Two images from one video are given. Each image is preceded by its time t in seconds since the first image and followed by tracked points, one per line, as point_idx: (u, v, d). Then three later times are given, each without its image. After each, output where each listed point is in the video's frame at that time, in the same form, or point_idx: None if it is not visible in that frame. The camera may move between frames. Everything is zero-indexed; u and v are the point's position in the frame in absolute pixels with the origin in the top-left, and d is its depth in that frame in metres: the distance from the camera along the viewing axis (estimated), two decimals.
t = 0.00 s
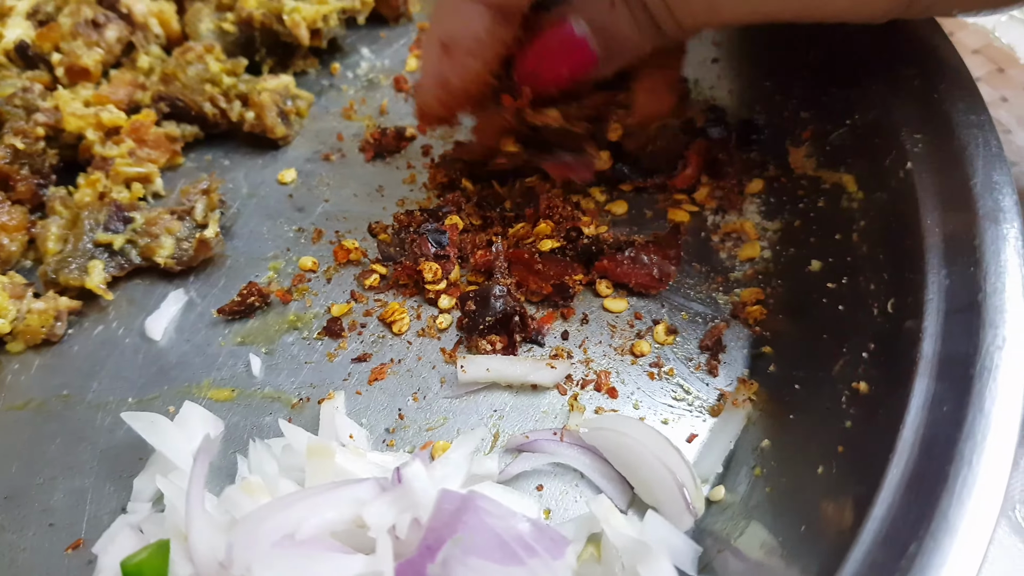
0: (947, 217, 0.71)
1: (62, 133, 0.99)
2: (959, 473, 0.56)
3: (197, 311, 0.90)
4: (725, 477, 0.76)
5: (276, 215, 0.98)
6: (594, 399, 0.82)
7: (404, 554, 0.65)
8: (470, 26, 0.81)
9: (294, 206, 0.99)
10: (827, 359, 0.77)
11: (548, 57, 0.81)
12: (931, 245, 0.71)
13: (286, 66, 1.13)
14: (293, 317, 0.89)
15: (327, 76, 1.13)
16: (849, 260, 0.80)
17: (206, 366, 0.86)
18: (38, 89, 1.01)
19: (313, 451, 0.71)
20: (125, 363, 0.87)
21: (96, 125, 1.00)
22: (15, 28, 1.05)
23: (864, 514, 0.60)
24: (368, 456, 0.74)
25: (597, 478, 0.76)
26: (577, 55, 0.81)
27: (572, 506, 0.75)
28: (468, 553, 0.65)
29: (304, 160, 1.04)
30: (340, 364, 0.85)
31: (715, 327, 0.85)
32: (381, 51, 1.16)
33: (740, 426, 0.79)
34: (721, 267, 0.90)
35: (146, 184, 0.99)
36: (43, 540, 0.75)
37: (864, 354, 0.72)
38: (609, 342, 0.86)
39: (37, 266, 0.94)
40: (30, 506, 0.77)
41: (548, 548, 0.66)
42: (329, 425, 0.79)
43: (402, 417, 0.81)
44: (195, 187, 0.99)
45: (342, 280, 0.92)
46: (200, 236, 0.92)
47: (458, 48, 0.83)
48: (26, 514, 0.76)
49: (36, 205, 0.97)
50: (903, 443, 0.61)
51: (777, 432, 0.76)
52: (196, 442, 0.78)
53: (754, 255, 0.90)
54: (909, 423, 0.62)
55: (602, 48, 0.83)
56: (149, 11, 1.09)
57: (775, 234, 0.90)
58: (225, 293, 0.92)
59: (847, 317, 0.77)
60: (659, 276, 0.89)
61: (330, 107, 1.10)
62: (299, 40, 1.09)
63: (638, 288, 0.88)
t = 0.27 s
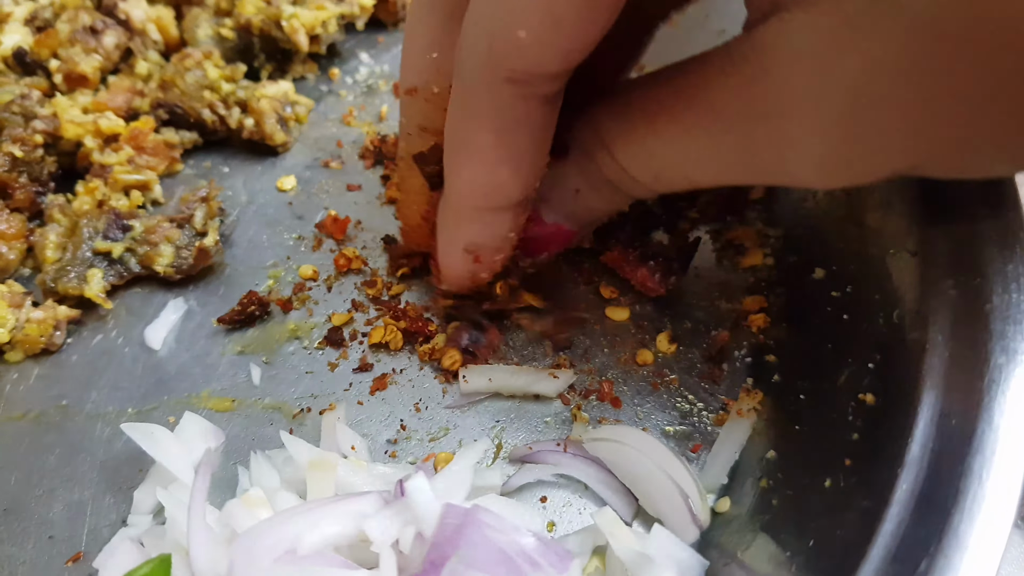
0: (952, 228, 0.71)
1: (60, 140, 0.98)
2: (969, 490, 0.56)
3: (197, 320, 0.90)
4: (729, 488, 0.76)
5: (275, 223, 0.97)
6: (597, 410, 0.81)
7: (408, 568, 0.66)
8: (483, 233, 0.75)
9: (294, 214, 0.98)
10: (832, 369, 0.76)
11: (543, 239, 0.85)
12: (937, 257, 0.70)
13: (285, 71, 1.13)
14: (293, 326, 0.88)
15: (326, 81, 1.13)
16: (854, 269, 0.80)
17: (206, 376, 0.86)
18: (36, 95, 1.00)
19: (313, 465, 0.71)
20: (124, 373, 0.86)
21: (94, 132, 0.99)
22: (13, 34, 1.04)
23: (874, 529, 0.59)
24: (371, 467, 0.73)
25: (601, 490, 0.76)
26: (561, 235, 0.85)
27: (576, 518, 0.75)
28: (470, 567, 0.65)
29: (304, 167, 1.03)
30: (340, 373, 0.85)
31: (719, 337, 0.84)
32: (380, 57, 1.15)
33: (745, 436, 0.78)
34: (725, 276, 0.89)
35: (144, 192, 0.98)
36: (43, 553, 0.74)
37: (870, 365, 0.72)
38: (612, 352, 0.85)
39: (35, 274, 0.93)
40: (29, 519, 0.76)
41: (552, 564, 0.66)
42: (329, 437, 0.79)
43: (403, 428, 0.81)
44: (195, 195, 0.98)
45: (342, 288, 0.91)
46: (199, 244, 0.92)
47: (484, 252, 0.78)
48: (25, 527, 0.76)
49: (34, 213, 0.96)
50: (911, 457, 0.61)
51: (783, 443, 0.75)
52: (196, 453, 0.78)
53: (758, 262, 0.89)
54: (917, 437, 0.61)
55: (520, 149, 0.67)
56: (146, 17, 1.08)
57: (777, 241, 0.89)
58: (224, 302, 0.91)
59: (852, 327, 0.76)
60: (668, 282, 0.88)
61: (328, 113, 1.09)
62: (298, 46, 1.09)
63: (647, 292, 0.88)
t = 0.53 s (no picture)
0: (919, 220, 0.72)
1: (59, 142, 1.01)
2: (924, 471, 0.58)
3: (191, 315, 0.92)
4: (704, 475, 0.78)
5: (268, 221, 1.00)
6: (578, 400, 0.83)
7: (388, 551, 0.68)
8: (394, 131, 0.80)
9: (286, 212, 1.01)
10: (804, 357, 0.78)
11: (506, 155, 0.81)
12: (904, 248, 0.72)
13: (278, 74, 1.15)
14: (283, 320, 0.91)
15: (319, 83, 1.15)
16: (826, 262, 0.81)
17: (198, 369, 0.88)
18: (36, 99, 1.03)
19: (299, 453, 0.73)
20: (120, 367, 0.89)
21: (92, 134, 1.02)
22: (15, 39, 1.07)
23: (834, 511, 0.61)
24: (356, 455, 0.76)
25: (580, 477, 0.78)
26: (529, 150, 0.80)
27: (555, 504, 0.77)
28: (449, 549, 0.67)
29: (296, 166, 1.06)
30: (329, 366, 0.87)
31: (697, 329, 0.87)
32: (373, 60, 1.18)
33: (720, 425, 0.81)
34: (703, 270, 0.91)
35: (141, 192, 1.01)
36: (40, 539, 0.77)
37: (839, 354, 0.74)
38: (592, 344, 0.87)
39: (35, 272, 0.96)
40: (28, 507, 0.79)
41: (528, 545, 0.68)
42: (317, 426, 0.81)
43: (389, 418, 0.83)
44: (190, 194, 1.01)
45: (332, 284, 0.94)
46: (193, 241, 0.94)
47: (380, 152, 0.81)
48: (23, 514, 0.78)
49: (34, 212, 0.99)
50: (872, 442, 0.63)
51: (756, 431, 0.78)
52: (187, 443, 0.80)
53: (737, 257, 0.91)
54: (879, 422, 0.63)
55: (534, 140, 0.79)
56: (143, 22, 1.11)
57: (755, 237, 0.91)
58: (218, 297, 0.94)
59: (824, 318, 0.79)
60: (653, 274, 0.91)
61: (321, 114, 1.12)
62: (291, 49, 1.11)
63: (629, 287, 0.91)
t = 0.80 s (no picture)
0: (950, 222, 0.70)
1: (62, 138, 0.99)
2: (964, 481, 0.56)
3: (198, 317, 0.90)
4: (727, 481, 0.76)
5: (276, 221, 0.98)
6: (595, 405, 0.82)
7: (404, 561, 0.66)
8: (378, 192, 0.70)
9: (295, 212, 0.99)
10: (830, 359, 0.76)
11: (470, 261, 0.81)
12: (934, 250, 0.70)
13: (286, 69, 1.13)
14: (294, 323, 0.89)
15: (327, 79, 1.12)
16: (851, 263, 0.80)
17: (207, 373, 0.86)
18: (39, 95, 1.01)
19: (315, 458, 0.71)
20: (126, 369, 0.87)
21: (96, 130, 1.00)
22: (16, 33, 1.06)
23: (868, 521, 0.59)
24: (371, 462, 0.74)
25: (599, 484, 0.76)
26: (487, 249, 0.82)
27: (573, 512, 0.75)
28: (467, 559, 0.65)
29: (304, 164, 1.04)
30: (340, 369, 0.85)
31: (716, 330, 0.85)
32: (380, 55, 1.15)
33: (742, 430, 0.79)
34: (721, 268, 0.90)
35: (147, 190, 0.99)
36: (45, 547, 0.75)
37: (867, 358, 0.72)
38: (610, 347, 0.85)
39: (39, 271, 0.94)
40: (33, 514, 0.77)
41: (549, 554, 0.66)
42: (329, 430, 0.79)
43: (403, 423, 0.81)
44: (196, 193, 0.99)
45: (341, 285, 0.92)
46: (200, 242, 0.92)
47: (381, 226, 0.72)
48: (29, 521, 0.76)
49: (37, 210, 0.97)
50: (906, 450, 0.61)
51: (780, 436, 0.76)
52: (196, 448, 0.78)
53: (757, 257, 0.89)
54: (913, 429, 0.62)
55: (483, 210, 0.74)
56: (148, 16, 1.09)
57: (776, 236, 0.89)
58: (226, 299, 0.92)
59: (849, 321, 0.77)
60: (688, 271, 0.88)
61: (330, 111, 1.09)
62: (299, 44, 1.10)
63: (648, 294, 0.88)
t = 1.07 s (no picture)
0: (945, 188, 0.68)
1: (57, 119, 0.98)
2: (956, 443, 0.54)
3: (191, 295, 0.90)
4: (720, 456, 0.75)
5: (270, 200, 0.97)
6: (587, 379, 0.80)
7: (394, 533, 0.64)
8: None
9: (289, 192, 0.98)
10: (824, 335, 0.75)
11: None
12: (927, 217, 0.68)
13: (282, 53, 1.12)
14: (286, 301, 0.88)
15: (323, 63, 1.12)
16: (845, 237, 0.78)
17: (198, 350, 0.85)
18: (35, 77, 1.00)
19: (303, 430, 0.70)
20: (117, 347, 0.86)
21: (90, 112, 0.99)
22: (12, 16, 1.04)
23: (861, 487, 0.58)
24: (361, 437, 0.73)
25: (591, 458, 0.74)
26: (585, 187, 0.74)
27: (567, 487, 0.74)
28: (456, 531, 0.63)
29: (299, 146, 1.03)
30: (332, 346, 0.84)
31: (710, 307, 0.84)
32: (377, 39, 1.14)
33: (736, 404, 0.77)
34: (716, 249, 0.88)
35: (141, 170, 0.98)
36: (33, 523, 0.74)
37: (862, 329, 0.71)
38: (603, 322, 0.84)
39: (32, 252, 0.93)
40: (21, 490, 0.76)
41: (540, 527, 0.65)
42: (320, 406, 0.78)
43: (395, 399, 0.80)
44: (191, 173, 0.98)
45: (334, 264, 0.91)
46: (192, 220, 0.92)
47: None
48: (17, 497, 0.76)
49: (31, 191, 0.96)
50: (900, 415, 0.59)
51: (774, 410, 0.75)
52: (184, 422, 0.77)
53: (752, 235, 0.88)
54: (907, 395, 0.60)
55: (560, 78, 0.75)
56: None
57: (772, 214, 0.89)
58: (218, 278, 0.91)
59: (845, 294, 0.75)
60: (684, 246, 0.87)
61: (325, 94, 1.09)
62: (294, 26, 1.08)
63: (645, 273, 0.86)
